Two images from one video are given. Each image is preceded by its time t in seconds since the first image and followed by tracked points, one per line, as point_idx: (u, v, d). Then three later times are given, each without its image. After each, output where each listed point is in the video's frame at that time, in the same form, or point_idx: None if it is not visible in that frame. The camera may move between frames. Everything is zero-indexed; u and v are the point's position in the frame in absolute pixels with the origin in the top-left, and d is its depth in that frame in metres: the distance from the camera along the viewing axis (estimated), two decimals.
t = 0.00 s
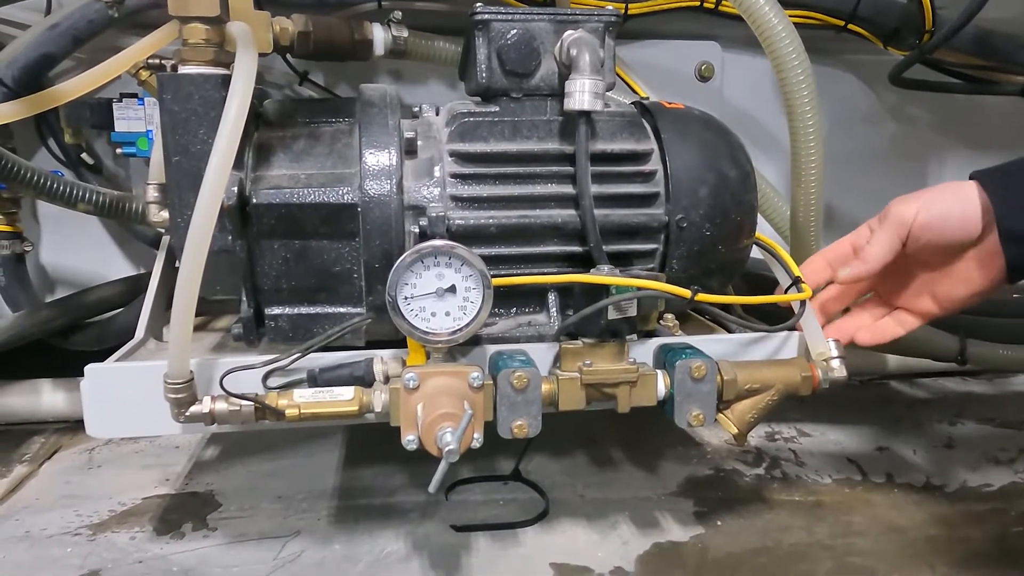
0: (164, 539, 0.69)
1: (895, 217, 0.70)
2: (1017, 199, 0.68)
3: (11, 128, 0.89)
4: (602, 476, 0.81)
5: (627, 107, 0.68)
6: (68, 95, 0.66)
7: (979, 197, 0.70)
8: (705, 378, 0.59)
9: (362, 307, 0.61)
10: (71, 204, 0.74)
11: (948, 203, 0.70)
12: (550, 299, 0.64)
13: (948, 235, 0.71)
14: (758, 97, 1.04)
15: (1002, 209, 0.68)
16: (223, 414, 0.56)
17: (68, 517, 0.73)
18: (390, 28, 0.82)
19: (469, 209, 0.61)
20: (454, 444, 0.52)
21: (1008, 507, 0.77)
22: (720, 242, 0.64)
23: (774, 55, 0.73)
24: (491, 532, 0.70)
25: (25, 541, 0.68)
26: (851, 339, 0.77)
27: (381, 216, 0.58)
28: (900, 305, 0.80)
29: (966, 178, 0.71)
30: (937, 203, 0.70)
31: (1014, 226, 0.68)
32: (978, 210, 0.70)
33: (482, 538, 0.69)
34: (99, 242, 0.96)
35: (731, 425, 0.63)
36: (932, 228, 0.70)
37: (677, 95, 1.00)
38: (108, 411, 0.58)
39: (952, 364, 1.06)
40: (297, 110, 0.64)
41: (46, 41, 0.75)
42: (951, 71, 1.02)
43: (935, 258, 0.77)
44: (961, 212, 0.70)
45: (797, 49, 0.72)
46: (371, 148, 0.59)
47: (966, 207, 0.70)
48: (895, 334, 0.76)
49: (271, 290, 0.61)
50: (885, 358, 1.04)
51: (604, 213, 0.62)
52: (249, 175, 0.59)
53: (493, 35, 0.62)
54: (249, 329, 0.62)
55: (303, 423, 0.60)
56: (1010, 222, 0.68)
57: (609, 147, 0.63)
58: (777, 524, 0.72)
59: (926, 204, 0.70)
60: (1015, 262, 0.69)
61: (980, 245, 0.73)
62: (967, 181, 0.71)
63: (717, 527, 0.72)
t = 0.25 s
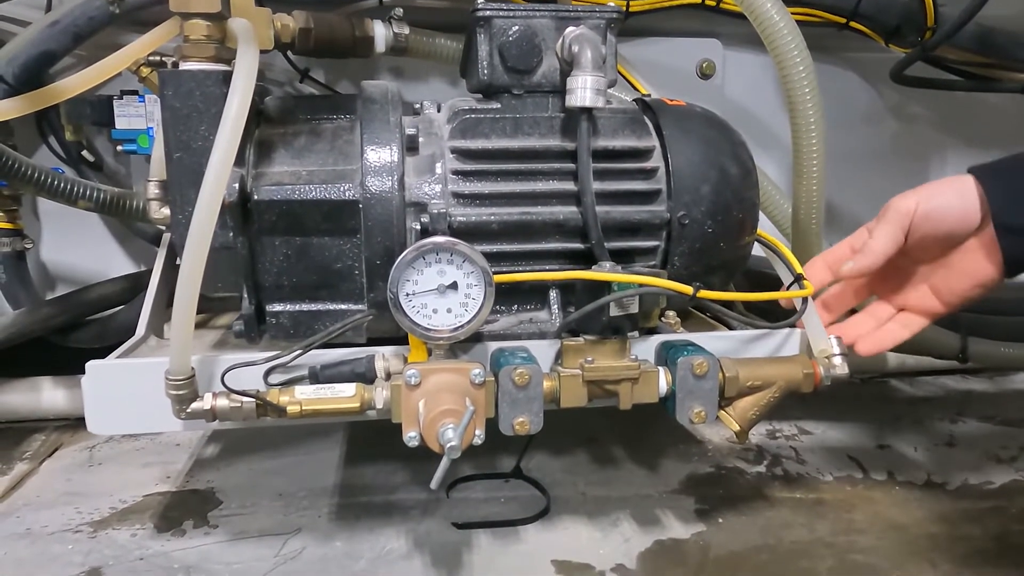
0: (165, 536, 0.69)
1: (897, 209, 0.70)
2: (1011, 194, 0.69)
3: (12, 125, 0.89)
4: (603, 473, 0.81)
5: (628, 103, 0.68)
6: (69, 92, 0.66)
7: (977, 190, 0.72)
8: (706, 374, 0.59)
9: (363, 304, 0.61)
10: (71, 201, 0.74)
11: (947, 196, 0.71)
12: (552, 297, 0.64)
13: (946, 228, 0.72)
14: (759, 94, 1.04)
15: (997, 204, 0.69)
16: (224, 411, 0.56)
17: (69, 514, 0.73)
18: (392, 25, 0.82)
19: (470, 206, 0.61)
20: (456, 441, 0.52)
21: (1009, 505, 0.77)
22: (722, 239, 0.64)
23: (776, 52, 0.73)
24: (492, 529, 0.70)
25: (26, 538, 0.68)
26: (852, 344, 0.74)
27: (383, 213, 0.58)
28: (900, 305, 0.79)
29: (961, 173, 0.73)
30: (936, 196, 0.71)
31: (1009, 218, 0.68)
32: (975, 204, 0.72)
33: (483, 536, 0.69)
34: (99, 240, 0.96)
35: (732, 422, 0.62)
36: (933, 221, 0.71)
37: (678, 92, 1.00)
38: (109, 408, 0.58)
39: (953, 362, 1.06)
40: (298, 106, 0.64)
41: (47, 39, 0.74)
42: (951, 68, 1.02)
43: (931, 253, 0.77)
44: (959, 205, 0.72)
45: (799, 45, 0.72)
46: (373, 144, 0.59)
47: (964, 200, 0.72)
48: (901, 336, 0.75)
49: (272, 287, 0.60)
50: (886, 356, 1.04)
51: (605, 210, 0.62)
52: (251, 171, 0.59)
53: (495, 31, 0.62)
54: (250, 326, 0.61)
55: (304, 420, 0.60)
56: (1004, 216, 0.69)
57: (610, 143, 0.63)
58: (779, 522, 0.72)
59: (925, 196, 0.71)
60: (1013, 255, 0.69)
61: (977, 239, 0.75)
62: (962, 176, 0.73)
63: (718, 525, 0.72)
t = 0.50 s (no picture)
0: (165, 534, 0.69)
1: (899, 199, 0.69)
2: (1010, 188, 0.69)
3: (11, 123, 0.89)
4: (604, 472, 0.81)
5: (629, 102, 0.68)
6: (70, 89, 0.66)
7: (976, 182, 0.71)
8: (707, 373, 0.59)
9: (364, 302, 0.61)
10: (71, 200, 0.74)
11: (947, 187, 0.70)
12: (552, 295, 0.64)
13: (947, 220, 0.72)
14: (759, 93, 1.04)
15: (996, 200, 0.69)
16: (224, 409, 0.56)
17: (69, 513, 0.73)
18: (392, 23, 0.82)
19: (471, 204, 0.61)
20: (457, 439, 0.52)
21: (1009, 503, 0.77)
22: (723, 237, 0.63)
23: (777, 51, 0.73)
24: (492, 528, 0.70)
25: (25, 537, 0.68)
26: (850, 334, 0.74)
27: (383, 211, 0.58)
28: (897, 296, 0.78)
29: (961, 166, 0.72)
30: (936, 187, 0.70)
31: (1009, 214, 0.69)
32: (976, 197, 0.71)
33: (483, 534, 0.69)
34: (99, 238, 0.96)
35: (732, 421, 0.63)
36: (932, 211, 0.70)
37: (678, 91, 1.00)
38: (108, 407, 0.58)
39: (953, 361, 1.06)
40: (298, 105, 0.64)
41: (47, 36, 0.73)
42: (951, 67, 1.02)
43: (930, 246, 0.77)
44: (959, 197, 0.71)
45: (800, 44, 0.72)
46: (373, 142, 0.59)
47: (964, 192, 0.71)
48: (897, 326, 0.75)
49: (272, 285, 0.60)
50: (886, 355, 1.04)
51: (606, 208, 0.62)
52: (251, 169, 0.59)
53: (495, 29, 0.62)
54: (250, 325, 0.61)
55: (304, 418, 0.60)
56: (1003, 212, 0.69)
57: (611, 142, 0.63)
58: (779, 520, 0.72)
59: (926, 186, 0.70)
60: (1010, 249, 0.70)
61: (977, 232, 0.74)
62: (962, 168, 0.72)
63: (719, 523, 0.72)
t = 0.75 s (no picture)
0: (166, 532, 0.69)
1: (903, 202, 0.69)
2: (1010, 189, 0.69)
3: (11, 121, 0.89)
4: (604, 470, 0.81)
5: (629, 99, 0.68)
6: (71, 87, 0.66)
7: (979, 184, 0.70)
8: (708, 369, 0.59)
9: (365, 300, 0.61)
10: (71, 197, 0.74)
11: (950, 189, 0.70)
12: (553, 292, 0.64)
13: (949, 222, 0.71)
14: (759, 90, 1.04)
15: (997, 201, 0.69)
16: (225, 406, 0.56)
17: (70, 511, 0.73)
18: (392, 21, 0.82)
19: (472, 201, 0.61)
20: (458, 435, 0.52)
21: (1009, 500, 0.77)
22: (723, 234, 0.63)
23: (777, 48, 0.73)
24: (493, 525, 0.70)
25: (26, 535, 0.68)
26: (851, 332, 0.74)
27: (384, 209, 0.58)
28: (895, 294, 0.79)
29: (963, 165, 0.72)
30: (939, 189, 0.69)
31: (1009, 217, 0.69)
32: (979, 199, 0.71)
33: (484, 532, 0.69)
34: (99, 236, 0.96)
35: (734, 418, 0.63)
36: (935, 213, 0.70)
37: (678, 89, 1.00)
38: (108, 404, 0.58)
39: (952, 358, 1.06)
40: (298, 102, 0.64)
41: (47, 33, 0.73)
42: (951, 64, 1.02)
43: (930, 244, 0.77)
44: (963, 198, 0.70)
45: (800, 41, 0.72)
46: (374, 140, 0.59)
47: (967, 194, 0.70)
48: (895, 324, 0.75)
49: (273, 283, 0.60)
50: (886, 352, 1.04)
51: (607, 205, 0.62)
52: (251, 167, 0.59)
53: (495, 27, 0.62)
54: (251, 322, 0.61)
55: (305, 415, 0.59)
56: (1003, 213, 0.69)
57: (611, 139, 0.63)
58: (779, 517, 0.72)
59: (929, 188, 0.69)
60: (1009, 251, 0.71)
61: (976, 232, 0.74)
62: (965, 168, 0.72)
63: (719, 521, 0.72)
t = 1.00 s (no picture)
0: (166, 532, 0.69)
1: (911, 202, 0.68)
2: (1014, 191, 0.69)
3: (11, 120, 0.89)
4: (604, 469, 0.81)
5: (629, 98, 0.68)
6: (71, 86, 0.66)
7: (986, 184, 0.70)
8: (708, 369, 0.59)
9: (365, 299, 0.61)
10: (71, 197, 0.74)
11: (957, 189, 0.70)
12: (553, 292, 0.64)
13: (956, 223, 0.71)
14: (759, 89, 1.04)
15: (1001, 203, 0.69)
16: (226, 406, 0.56)
17: (70, 510, 0.73)
18: (392, 20, 0.82)
19: (472, 201, 0.61)
20: (458, 435, 0.52)
21: (1009, 499, 0.77)
22: (723, 234, 0.64)
23: (778, 47, 0.73)
24: (493, 525, 0.70)
25: (26, 534, 0.68)
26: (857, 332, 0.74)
27: (384, 208, 0.58)
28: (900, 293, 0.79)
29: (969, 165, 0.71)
30: (947, 189, 0.69)
31: (1013, 218, 0.69)
32: (986, 200, 0.70)
33: (484, 531, 0.69)
34: (99, 235, 0.96)
35: (734, 417, 0.63)
36: (942, 213, 0.70)
37: (678, 88, 1.00)
38: (109, 404, 0.58)
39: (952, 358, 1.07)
40: (298, 101, 0.64)
41: (47, 32, 0.73)
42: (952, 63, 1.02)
43: (935, 244, 0.77)
44: (970, 199, 0.70)
45: (801, 40, 0.72)
46: (374, 139, 0.59)
47: (974, 194, 0.70)
48: (898, 323, 0.75)
49: (273, 282, 0.60)
50: (886, 351, 1.05)
51: (607, 205, 0.62)
52: (252, 166, 0.59)
53: (496, 26, 0.62)
54: (251, 322, 0.61)
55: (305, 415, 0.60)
56: (1006, 214, 0.69)
57: (611, 138, 0.63)
58: (779, 517, 0.73)
59: (937, 188, 0.69)
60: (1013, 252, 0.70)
61: (981, 233, 0.74)
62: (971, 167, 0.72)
63: (719, 520, 0.72)
